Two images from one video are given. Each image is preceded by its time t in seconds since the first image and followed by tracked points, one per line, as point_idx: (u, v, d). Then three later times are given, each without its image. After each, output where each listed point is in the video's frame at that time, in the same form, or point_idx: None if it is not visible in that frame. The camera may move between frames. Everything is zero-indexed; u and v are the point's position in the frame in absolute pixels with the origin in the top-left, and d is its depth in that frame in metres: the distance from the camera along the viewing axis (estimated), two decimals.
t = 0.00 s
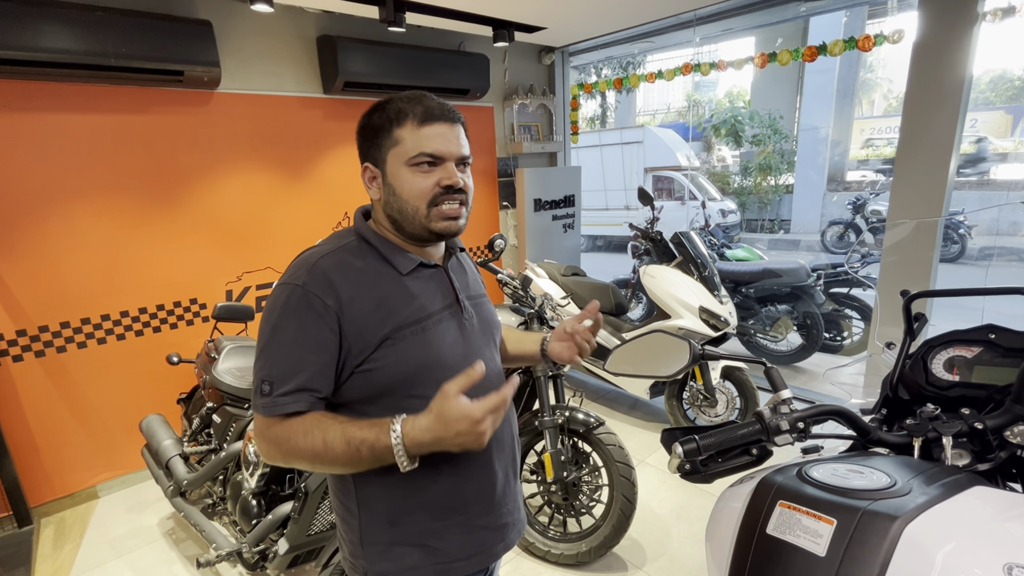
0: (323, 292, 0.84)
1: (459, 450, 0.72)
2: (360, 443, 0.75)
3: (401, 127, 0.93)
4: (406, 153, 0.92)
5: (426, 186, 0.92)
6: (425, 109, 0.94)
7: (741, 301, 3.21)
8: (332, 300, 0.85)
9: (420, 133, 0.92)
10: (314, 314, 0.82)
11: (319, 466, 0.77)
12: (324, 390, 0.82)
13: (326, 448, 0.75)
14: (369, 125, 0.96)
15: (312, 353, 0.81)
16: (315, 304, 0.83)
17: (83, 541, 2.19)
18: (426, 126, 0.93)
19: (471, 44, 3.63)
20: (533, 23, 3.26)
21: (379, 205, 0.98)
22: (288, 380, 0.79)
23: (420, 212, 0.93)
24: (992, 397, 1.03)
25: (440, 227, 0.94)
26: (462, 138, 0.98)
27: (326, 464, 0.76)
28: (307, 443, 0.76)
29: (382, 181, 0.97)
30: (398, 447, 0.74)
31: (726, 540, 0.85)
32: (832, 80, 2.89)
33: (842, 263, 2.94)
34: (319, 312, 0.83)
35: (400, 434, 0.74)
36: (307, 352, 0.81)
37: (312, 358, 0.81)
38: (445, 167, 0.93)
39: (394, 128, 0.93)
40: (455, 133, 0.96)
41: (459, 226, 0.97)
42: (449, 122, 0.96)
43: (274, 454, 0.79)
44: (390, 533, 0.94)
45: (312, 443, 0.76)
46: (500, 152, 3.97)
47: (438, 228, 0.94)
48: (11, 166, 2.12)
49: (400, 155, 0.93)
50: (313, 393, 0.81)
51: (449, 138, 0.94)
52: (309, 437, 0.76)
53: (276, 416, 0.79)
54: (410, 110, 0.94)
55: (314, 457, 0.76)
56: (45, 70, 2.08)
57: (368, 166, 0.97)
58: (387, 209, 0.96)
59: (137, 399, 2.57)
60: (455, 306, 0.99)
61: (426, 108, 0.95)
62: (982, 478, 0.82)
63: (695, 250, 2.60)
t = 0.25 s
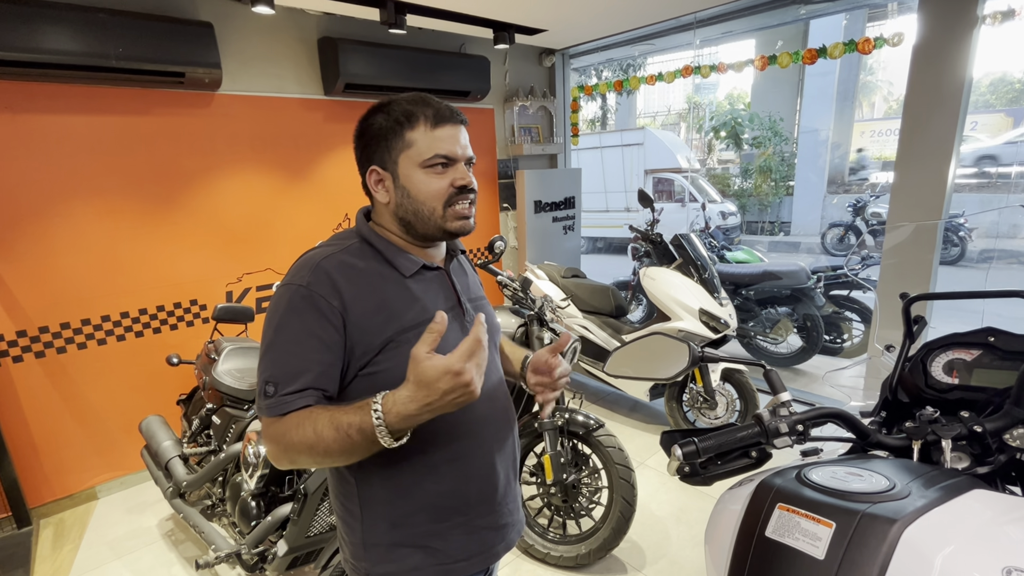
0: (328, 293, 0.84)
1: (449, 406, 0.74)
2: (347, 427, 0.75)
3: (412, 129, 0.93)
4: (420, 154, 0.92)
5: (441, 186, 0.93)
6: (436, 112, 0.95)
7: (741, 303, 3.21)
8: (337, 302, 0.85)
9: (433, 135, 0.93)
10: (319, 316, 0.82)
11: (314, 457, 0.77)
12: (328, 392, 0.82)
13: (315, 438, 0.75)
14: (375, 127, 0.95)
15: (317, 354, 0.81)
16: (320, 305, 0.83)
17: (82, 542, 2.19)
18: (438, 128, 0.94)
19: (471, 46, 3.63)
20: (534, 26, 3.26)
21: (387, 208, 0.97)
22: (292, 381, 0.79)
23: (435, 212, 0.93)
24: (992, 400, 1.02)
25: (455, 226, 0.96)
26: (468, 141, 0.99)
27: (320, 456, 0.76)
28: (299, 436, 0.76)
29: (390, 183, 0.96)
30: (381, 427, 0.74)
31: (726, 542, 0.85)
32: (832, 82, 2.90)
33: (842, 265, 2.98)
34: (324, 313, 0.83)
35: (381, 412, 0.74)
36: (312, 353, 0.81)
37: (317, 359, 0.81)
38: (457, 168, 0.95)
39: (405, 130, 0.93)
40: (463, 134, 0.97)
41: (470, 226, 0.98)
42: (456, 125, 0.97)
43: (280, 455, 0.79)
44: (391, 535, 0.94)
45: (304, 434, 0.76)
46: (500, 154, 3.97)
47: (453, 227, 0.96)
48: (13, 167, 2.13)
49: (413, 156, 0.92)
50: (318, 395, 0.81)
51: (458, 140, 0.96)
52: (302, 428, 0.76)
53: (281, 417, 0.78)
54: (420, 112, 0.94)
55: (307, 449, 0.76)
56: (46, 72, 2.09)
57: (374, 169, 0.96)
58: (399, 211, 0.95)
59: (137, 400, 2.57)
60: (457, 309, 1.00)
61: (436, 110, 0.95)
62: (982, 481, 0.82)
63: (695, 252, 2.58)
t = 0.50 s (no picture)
0: (333, 290, 0.85)
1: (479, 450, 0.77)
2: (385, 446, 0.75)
3: (398, 128, 0.94)
4: (401, 152, 0.93)
5: (418, 184, 0.92)
6: (423, 110, 0.95)
7: (741, 306, 3.21)
8: (341, 300, 0.85)
9: (416, 133, 0.93)
10: (326, 313, 0.83)
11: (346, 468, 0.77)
12: (338, 391, 0.82)
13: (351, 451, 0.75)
14: (371, 127, 0.98)
15: (325, 351, 0.81)
16: (326, 303, 0.83)
17: (82, 543, 2.19)
18: (421, 126, 0.94)
19: (472, 48, 3.64)
20: (534, 28, 3.27)
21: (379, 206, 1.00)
22: (300, 379, 0.79)
23: (409, 210, 0.93)
24: (990, 402, 1.03)
25: (428, 226, 0.94)
26: (460, 140, 0.98)
27: (353, 467, 0.77)
28: (331, 447, 0.76)
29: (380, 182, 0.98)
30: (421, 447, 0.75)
31: (725, 544, 0.85)
32: (832, 85, 2.91)
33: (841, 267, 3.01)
34: (329, 310, 0.83)
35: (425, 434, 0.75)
36: (318, 351, 0.80)
37: (325, 356, 0.81)
38: (437, 167, 0.93)
39: (392, 128, 0.95)
40: (451, 133, 0.96)
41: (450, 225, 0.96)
42: (447, 124, 0.96)
43: (297, 457, 0.79)
44: (392, 536, 0.94)
45: (337, 447, 0.76)
46: (501, 156, 3.98)
47: (427, 227, 0.94)
48: (14, 167, 2.13)
49: (395, 154, 0.93)
50: (327, 392, 0.81)
51: (444, 138, 0.95)
52: (333, 440, 0.76)
53: (294, 415, 0.78)
54: (409, 111, 0.95)
55: (338, 460, 0.76)
56: (47, 73, 2.10)
57: (370, 168, 0.98)
58: (384, 209, 0.97)
59: (137, 401, 2.57)
60: (457, 309, 1.00)
61: (423, 109, 0.95)
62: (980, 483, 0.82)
63: (695, 254, 2.59)
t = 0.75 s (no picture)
0: (326, 294, 0.85)
1: (472, 408, 0.81)
2: (374, 428, 0.78)
3: (393, 128, 0.95)
4: (394, 152, 0.94)
5: (408, 186, 0.93)
6: (418, 111, 0.96)
7: (741, 307, 3.22)
8: (335, 303, 0.85)
9: (409, 134, 0.94)
10: (318, 317, 0.83)
11: (338, 458, 0.78)
12: (329, 393, 0.82)
13: (343, 441, 0.77)
14: (371, 127, 1.00)
15: (316, 355, 0.81)
16: (319, 306, 0.83)
17: (80, 543, 2.19)
18: (414, 128, 0.94)
19: (472, 49, 3.65)
20: (534, 29, 3.28)
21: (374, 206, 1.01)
22: (292, 383, 0.80)
23: (398, 211, 0.94)
24: (988, 404, 1.03)
25: (415, 229, 0.94)
26: (456, 142, 0.97)
27: (344, 457, 0.78)
28: (321, 440, 0.77)
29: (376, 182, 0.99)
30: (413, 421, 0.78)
31: (722, 545, 0.85)
32: (833, 87, 2.91)
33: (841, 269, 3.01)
34: (322, 314, 0.83)
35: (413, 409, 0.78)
36: (311, 355, 0.81)
37: (317, 360, 0.81)
38: (428, 168, 0.94)
39: (388, 129, 0.96)
40: (446, 135, 0.96)
41: (440, 228, 0.95)
42: (443, 126, 0.96)
43: (290, 457, 0.80)
44: (390, 538, 0.94)
45: (327, 438, 0.77)
46: (500, 157, 3.99)
47: (414, 229, 0.94)
48: (13, 168, 2.13)
49: (388, 154, 0.95)
50: (320, 396, 0.81)
51: (439, 141, 0.95)
52: (327, 431, 0.78)
53: (285, 418, 0.79)
54: (405, 111, 0.96)
55: (331, 450, 0.77)
56: (48, 73, 2.10)
57: (368, 168, 1.00)
58: (377, 209, 0.98)
59: (136, 401, 2.57)
60: (454, 312, 0.99)
61: (418, 110, 0.96)
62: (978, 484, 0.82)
63: (694, 255, 2.59)
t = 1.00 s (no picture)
0: (326, 296, 0.85)
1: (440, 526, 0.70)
2: (351, 480, 0.76)
3: (404, 127, 0.95)
4: (405, 150, 0.94)
5: (418, 182, 0.93)
6: (430, 111, 0.96)
7: (741, 308, 3.22)
8: (335, 305, 0.85)
9: (421, 133, 0.94)
10: (318, 318, 0.83)
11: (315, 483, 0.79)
12: (324, 397, 0.83)
13: (318, 478, 0.77)
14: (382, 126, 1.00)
15: (314, 357, 0.81)
16: (319, 307, 0.83)
17: (80, 544, 2.19)
18: (425, 126, 0.94)
19: (473, 50, 3.65)
20: (535, 31, 3.28)
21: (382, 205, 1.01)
22: (289, 385, 0.80)
23: (408, 208, 0.94)
24: (989, 406, 1.02)
25: (425, 225, 0.94)
26: (467, 143, 0.98)
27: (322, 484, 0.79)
28: (302, 466, 0.78)
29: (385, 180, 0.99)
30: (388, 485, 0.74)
31: (722, 548, 0.85)
32: (833, 88, 2.90)
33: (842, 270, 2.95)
34: (322, 316, 0.83)
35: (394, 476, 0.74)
36: (309, 356, 0.81)
37: (315, 362, 0.81)
38: (438, 167, 0.94)
39: (399, 127, 0.96)
40: (456, 135, 0.96)
41: (448, 226, 0.95)
42: (454, 126, 0.97)
43: (276, 459, 0.82)
44: (388, 540, 0.94)
45: (305, 464, 0.78)
46: (501, 158, 3.99)
47: (424, 226, 0.94)
48: (15, 169, 2.14)
49: (399, 152, 0.95)
50: (316, 398, 0.82)
51: (450, 140, 0.95)
52: (305, 459, 0.78)
53: (278, 422, 0.80)
54: (416, 111, 0.96)
55: (308, 477, 0.78)
56: (49, 74, 2.10)
57: (377, 166, 1.00)
58: (384, 207, 0.98)
59: (136, 402, 2.57)
60: (456, 313, 0.99)
61: (430, 110, 0.96)
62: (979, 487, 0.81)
63: (695, 257, 2.59)
